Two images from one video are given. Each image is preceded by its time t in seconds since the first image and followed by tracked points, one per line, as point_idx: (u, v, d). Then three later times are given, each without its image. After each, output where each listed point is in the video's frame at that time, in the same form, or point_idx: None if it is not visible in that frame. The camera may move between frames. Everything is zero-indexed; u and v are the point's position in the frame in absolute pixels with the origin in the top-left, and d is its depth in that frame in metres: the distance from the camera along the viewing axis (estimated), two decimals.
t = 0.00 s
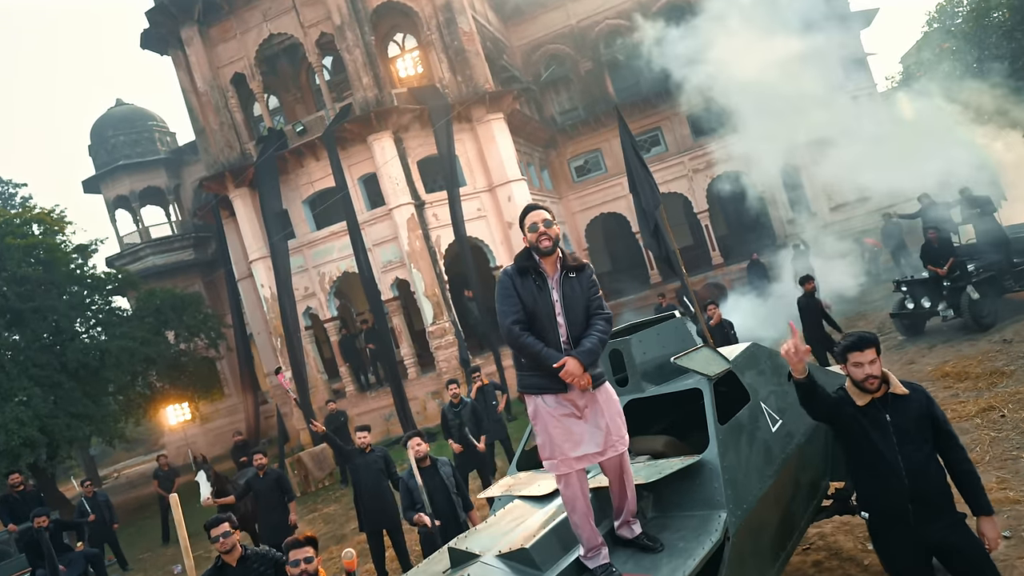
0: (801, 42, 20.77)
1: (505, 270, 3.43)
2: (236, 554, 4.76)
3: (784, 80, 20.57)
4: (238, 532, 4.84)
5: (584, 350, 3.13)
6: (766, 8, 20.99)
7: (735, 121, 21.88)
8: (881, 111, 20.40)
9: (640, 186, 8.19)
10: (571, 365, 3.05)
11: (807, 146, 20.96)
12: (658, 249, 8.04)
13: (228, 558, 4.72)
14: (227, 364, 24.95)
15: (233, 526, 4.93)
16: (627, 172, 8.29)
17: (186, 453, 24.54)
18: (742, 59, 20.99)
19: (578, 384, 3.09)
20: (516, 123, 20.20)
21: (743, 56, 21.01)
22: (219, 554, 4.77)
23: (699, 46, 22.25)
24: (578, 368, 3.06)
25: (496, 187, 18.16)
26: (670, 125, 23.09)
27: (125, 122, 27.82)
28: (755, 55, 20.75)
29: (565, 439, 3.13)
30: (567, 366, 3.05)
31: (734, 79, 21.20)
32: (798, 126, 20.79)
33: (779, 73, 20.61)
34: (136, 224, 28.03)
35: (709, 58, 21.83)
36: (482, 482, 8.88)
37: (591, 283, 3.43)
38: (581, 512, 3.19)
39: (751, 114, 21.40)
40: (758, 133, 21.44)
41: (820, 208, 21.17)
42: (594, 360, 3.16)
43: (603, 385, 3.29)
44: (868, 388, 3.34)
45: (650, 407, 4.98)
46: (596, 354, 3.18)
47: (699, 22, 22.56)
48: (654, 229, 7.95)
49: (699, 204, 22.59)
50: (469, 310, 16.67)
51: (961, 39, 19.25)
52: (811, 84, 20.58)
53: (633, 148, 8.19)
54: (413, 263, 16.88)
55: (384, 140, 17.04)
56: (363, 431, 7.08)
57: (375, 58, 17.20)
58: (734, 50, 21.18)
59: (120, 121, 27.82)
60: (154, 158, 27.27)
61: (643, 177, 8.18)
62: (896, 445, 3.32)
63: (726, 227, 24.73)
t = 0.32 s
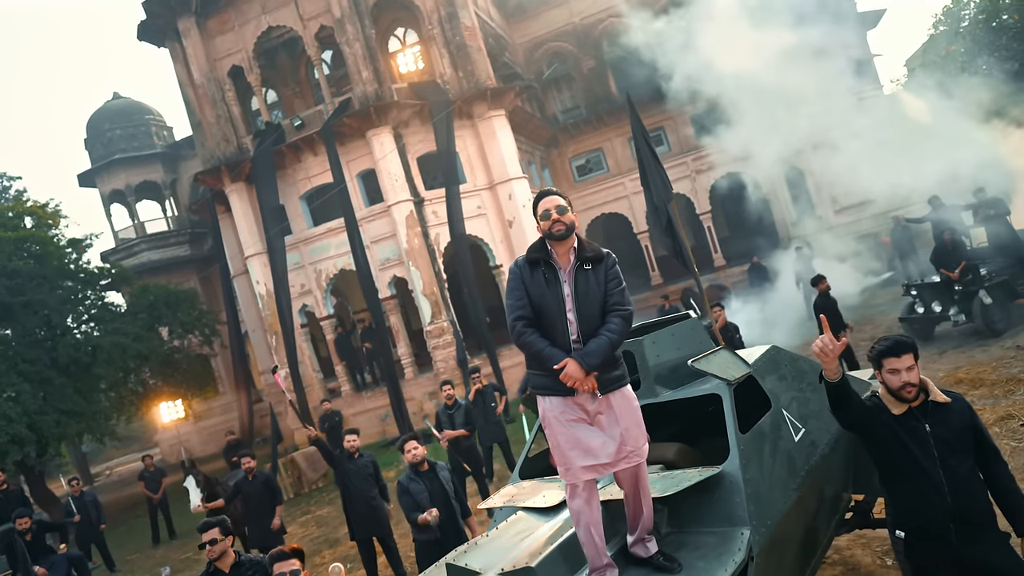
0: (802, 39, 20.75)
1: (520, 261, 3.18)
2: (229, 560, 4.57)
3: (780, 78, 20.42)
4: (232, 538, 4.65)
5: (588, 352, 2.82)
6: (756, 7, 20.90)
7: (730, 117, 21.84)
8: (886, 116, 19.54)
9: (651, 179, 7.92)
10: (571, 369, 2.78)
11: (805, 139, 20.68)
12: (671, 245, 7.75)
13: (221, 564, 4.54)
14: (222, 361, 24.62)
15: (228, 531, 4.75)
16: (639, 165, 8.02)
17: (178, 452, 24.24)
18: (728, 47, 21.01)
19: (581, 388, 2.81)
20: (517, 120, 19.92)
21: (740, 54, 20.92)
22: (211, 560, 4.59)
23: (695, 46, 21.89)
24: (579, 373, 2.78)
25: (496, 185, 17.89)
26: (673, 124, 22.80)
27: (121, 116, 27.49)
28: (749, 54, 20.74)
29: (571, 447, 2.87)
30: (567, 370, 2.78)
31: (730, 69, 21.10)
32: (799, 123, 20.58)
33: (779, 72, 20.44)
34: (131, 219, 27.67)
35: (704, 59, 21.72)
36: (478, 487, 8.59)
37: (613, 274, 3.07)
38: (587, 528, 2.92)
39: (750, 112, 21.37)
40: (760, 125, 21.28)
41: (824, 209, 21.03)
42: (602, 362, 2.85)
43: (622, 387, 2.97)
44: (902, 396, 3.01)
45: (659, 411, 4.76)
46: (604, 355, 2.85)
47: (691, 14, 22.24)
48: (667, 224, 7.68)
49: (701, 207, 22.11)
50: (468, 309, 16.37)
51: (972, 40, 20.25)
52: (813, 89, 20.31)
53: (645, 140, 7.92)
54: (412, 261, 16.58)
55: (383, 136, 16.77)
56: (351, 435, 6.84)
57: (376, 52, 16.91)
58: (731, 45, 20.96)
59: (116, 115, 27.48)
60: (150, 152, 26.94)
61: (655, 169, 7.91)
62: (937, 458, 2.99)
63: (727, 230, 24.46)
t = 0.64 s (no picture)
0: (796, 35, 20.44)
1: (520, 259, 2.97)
2: (226, 554, 4.34)
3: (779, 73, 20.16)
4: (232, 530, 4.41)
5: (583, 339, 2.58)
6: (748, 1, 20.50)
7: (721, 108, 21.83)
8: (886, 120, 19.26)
9: (661, 173, 7.75)
10: (563, 356, 2.56)
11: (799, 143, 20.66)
12: (679, 241, 7.57)
13: (217, 557, 4.31)
14: (215, 350, 24.38)
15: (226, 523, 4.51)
16: (648, 158, 7.85)
17: (168, 440, 24.07)
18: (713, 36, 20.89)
19: (576, 376, 2.59)
20: (519, 114, 19.71)
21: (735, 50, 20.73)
22: (207, 553, 4.36)
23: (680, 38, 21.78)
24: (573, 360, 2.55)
25: (496, 179, 17.65)
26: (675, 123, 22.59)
27: (118, 100, 27.16)
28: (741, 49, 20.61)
29: (575, 449, 2.67)
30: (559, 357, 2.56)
31: (721, 62, 20.98)
32: (794, 124, 20.45)
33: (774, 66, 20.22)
34: (127, 204, 27.38)
35: (695, 53, 21.57)
36: (469, 487, 8.37)
37: (618, 264, 2.80)
38: (593, 538, 2.75)
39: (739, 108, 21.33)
40: (759, 122, 21.21)
41: (828, 212, 20.94)
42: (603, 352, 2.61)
43: (634, 388, 2.71)
44: (930, 405, 2.79)
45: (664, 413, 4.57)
46: (604, 346, 2.60)
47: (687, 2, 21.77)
48: (676, 221, 7.50)
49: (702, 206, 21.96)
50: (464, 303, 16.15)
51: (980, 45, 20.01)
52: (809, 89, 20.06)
53: (655, 132, 7.76)
54: (409, 253, 16.35)
55: (383, 127, 16.54)
56: (340, 430, 6.61)
57: (377, 40, 16.66)
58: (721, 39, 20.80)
59: (114, 99, 27.14)
60: (147, 137, 26.66)
61: (665, 163, 7.74)
62: (966, 474, 2.78)
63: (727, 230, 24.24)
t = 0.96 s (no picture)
0: (795, 38, 19.59)
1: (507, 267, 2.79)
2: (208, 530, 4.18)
3: (781, 74, 19.94)
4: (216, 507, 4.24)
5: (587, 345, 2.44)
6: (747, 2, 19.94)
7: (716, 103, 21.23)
8: (880, 132, 19.65)
9: (672, 169, 7.57)
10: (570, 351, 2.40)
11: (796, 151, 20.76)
12: (686, 240, 7.50)
13: (199, 533, 4.15)
14: (206, 320, 24.18)
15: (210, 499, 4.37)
16: (660, 151, 7.63)
17: (154, 407, 23.94)
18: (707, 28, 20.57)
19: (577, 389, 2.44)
20: (529, 103, 19.52)
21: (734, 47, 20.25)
22: (188, 527, 4.23)
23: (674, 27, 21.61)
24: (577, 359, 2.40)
25: (501, 166, 17.45)
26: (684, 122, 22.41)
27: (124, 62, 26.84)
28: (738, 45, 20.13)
29: (576, 457, 2.54)
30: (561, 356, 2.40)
31: (720, 59, 20.52)
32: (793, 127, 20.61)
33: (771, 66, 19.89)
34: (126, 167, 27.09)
35: (692, 45, 21.10)
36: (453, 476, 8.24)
37: (612, 257, 2.65)
38: (589, 546, 2.64)
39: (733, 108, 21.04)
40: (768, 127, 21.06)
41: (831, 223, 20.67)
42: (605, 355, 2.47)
43: (637, 388, 2.57)
44: (946, 428, 2.66)
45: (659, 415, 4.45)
46: (607, 341, 2.46)
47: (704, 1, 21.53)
48: (684, 219, 7.42)
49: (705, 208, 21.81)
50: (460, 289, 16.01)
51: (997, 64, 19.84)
52: (811, 91, 19.94)
53: (669, 125, 7.53)
54: (408, 236, 16.19)
55: (390, 106, 16.34)
56: (326, 410, 6.48)
57: (389, 17, 16.42)
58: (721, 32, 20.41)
59: (120, 60, 26.79)
60: (151, 101, 26.36)
61: (676, 159, 7.54)
62: (977, 500, 2.65)
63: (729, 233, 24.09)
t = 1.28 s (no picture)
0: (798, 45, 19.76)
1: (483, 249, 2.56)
2: (182, 492, 4.04)
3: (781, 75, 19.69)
4: (191, 470, 4.13)
5: (589, 230, 2.42)
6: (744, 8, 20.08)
7: (714, 96, 20.55)
8: (875, 147, 19.68)
9: (683, 171, 7.49)
10: (579, 198, 2.37)
11: (798, 160, 20.74)
12: (690, 244, 7.43)
13: (172, 495, 4.03)
14: (202, 281, 24.06)
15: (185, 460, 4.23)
16: (673, 150, 7.54)
17: (143, 362, 23.92)
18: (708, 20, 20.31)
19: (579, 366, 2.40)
20: (544, 91, 19.38)
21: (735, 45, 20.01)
22: (161, 489, 4.11)
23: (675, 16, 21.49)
24: (583, 213, 2.37)
25: (510, 153, 17.34)
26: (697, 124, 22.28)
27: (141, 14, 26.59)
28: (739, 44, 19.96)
29: (559, 456, 2.42)
30: (571, 196, 2.37)
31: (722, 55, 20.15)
32: (799, 127, 20.30)
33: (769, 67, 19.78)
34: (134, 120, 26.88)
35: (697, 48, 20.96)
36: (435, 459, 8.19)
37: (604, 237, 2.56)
38: (566, 549, 2.53)
39: (732, 106, 20.44)
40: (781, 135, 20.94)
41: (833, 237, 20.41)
42: (593, 276, 2.46)
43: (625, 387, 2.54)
44: (945, 459, 2.61)
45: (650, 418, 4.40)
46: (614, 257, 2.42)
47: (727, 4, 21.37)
48: (690, 223, 7.35)
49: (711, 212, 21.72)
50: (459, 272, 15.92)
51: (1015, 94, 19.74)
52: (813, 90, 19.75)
53: (684, 125, 7.43)
54: (411, 214, 16.08)
55: (404, 81, 16.19)
56: (318, 380, 6.43)
57: None
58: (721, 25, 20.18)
59: (136, 11, 26.38)
60: (165, 56, 26.13)
61: (689, 160, 7.44)
62: (969, 536, 2.61)
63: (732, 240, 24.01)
